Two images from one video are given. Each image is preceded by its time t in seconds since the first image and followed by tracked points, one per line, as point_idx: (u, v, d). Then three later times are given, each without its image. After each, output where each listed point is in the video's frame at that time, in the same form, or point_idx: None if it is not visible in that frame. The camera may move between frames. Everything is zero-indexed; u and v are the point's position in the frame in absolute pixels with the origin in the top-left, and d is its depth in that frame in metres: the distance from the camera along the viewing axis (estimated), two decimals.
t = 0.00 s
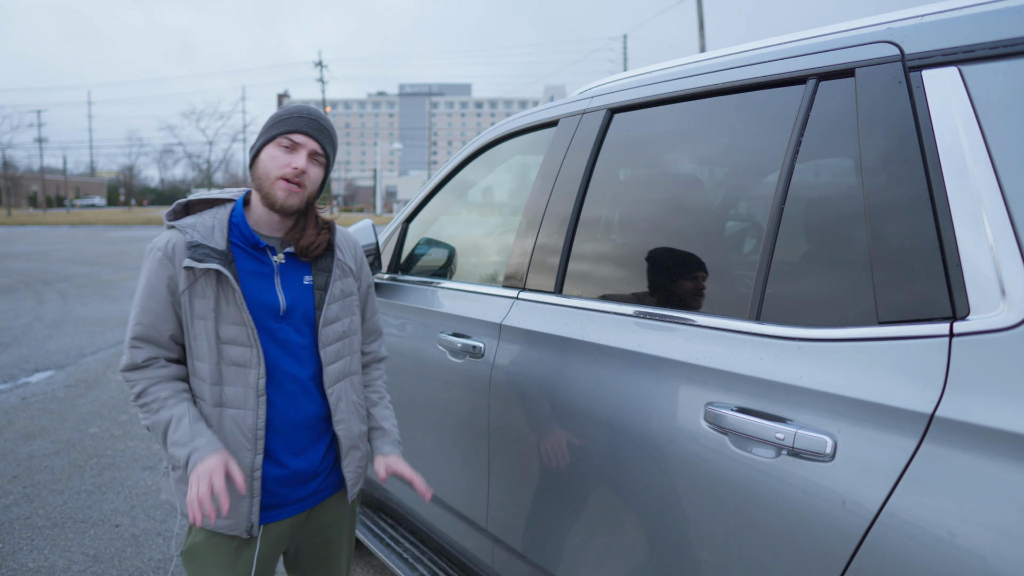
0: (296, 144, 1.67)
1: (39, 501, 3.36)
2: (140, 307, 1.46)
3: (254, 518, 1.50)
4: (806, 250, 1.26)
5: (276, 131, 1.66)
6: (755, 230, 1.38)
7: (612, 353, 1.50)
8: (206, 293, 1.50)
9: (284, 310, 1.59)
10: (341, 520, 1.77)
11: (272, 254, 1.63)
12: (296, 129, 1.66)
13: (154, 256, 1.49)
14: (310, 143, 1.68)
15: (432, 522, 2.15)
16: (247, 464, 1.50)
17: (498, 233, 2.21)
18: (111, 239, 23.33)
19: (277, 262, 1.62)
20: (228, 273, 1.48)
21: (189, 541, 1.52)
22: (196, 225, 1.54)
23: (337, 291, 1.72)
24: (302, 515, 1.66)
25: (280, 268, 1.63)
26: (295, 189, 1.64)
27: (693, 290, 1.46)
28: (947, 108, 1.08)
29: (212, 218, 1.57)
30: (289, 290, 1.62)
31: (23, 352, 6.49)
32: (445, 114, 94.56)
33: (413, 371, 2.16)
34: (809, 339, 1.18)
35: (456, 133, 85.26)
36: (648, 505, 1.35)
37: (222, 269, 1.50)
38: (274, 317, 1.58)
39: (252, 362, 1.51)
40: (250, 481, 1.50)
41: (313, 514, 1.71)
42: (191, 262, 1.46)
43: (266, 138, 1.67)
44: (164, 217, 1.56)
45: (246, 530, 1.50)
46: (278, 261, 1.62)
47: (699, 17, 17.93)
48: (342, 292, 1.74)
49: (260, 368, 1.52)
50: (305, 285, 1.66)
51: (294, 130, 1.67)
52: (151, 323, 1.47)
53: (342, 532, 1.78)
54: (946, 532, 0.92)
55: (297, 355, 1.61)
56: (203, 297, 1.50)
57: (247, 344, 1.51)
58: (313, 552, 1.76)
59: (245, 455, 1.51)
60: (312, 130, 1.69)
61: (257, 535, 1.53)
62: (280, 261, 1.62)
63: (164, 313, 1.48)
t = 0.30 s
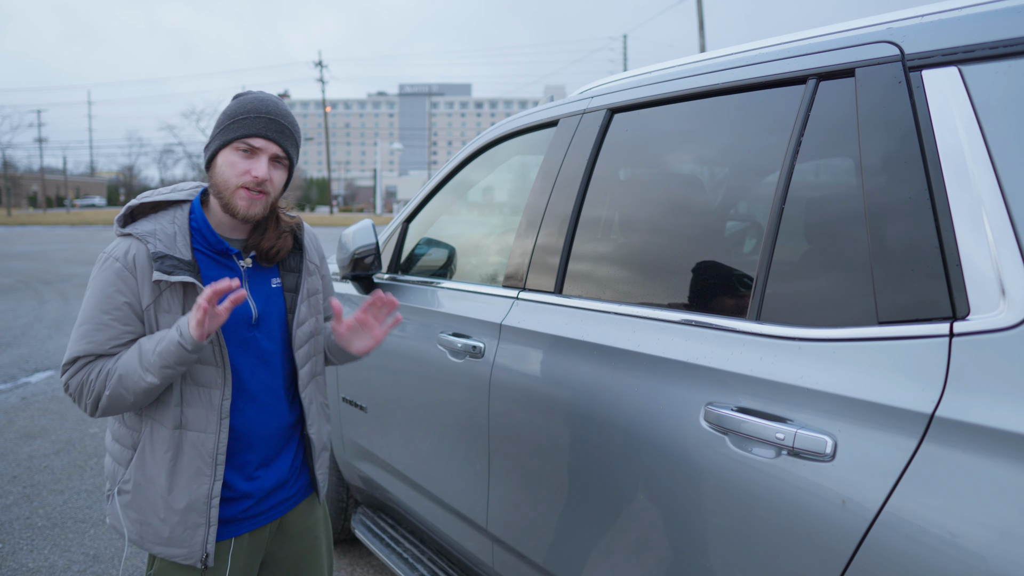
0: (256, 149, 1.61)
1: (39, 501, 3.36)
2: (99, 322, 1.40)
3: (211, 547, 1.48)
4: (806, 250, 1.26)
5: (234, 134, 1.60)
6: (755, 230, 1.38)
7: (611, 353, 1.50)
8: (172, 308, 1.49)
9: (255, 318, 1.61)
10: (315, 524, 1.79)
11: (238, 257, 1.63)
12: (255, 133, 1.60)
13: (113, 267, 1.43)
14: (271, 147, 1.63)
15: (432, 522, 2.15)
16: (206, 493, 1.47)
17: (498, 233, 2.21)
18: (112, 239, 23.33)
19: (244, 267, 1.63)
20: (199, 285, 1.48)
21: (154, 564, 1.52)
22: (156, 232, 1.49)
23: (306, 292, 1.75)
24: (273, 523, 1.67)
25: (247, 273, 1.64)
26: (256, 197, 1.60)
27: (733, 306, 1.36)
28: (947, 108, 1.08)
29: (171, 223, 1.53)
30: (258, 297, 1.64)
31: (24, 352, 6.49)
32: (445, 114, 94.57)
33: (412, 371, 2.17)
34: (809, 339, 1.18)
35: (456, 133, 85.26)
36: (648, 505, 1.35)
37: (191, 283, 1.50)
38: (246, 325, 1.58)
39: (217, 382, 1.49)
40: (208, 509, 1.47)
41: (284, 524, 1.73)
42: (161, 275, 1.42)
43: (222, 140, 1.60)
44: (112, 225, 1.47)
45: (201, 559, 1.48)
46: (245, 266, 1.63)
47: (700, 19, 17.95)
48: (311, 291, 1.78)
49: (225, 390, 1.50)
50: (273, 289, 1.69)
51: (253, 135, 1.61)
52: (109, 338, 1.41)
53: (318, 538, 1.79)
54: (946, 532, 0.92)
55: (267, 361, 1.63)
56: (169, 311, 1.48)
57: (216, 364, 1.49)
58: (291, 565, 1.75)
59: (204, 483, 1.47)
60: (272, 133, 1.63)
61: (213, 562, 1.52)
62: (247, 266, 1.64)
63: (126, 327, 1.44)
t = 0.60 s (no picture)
0: (238, 144, 1.61)
1: (39, 501, 3.36)
2: (86, 331, 1.41)
3: (207, 559, 1.48)
4: (806, 251, 1.26)
5: (215, 130, 1.59)
6: (755, 230, 1.38)
7: (611, 353, 1.50)
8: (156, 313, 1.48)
9: (241, 320, 1.61)
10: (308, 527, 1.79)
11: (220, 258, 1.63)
12: (237, 128, 1.60)
13: (95, 272, 1.43)
14: (254, 142, 1.63)
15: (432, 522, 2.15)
16: (201, 503, 1.47)
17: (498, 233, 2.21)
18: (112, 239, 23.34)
19: (227, 268, 1.63)
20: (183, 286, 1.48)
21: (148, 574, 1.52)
22: (134, 234, 1.49)
23: (286, 293, 1.76)
24: (265, 530, 1.67)
25: (230, 274, 1.64)
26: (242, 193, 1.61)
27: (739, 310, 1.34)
28: (947, 108, 1.08)
29: (149, 225, 1.53)
30: (241, 298, 1.64)
31: (24, 352, 6.48)
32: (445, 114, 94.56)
33: (412, 371, 2.17)
34: (809, 339, 1.18)
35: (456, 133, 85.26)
36: (648, 505, 1.35)
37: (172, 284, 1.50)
38: (232, 327, 1.58)
39: (208, 385, 1.50)
40: (204, 519, 1.47)
41: (278, 531, 1.73)
42: (141, 277, 1.42)
43: (203, 137, 1.59)
44: (88, 228, 1.46)
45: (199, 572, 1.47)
46: (228, 267, 1.63)
47: (700, 19, 17.95)
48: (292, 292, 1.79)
49: (216, 392, 1.51)
50: (256, 289, 1.70)
51: (236, 130, 1.60)
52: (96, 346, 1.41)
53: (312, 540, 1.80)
54: (946, 532, 0.92)
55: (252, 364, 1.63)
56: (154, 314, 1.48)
57: (206, 366, 1.51)
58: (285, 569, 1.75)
59: (197, 492, 1.47)
60: (254, 127, 1.63)
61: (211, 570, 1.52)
62: (230, 267, 1.63)
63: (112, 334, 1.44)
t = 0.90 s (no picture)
0: (244, 141, 1.62)
1: (39, 501, 3.35)
2: (97, 327, 1.40)
3: (224, 550, 1.48)
4: (806, 251, 1.26)
5: (220, 128, 1.59)
6: (755, 230, 1.38)
7: (611, 353, 1.50)
8: (166, 307, 1.49)
9: (249, 316, 1.61)
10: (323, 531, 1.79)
11: (229, 255, 1.64)
12: (242, 124, 1.61)
13: (106, 268, 1.43)
14: (258, 138, 1.64)
15: (432, 522, 2.15)
16: (216, 493, 1.48)
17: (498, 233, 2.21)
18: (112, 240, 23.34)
19: (234, 265, 1.63)
20: (191, 281, 1.48)
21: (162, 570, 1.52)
22: (144, 233, 1.50)
23: (294, 291, 1.74)
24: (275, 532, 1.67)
25: (238, 271, 1.64)
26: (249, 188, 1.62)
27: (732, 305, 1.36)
28: (947, 108, 1.08)
29: (159, 224, 1.55)
30: (250, 295, 1.64)
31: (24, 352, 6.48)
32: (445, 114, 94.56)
33: (412, 371, 2.17)
34: (809, 339, 1.18)
35: (456, 133, 85.25)
36: (649, 505, 1.35)
37: (182, 279, 1.49)
38: (240, 323, 1.58)
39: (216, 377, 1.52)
40: (220, 510, 1.48)
41: (288, 533, 1.72)
42: (151, 271, 1.43)
43: (209, 136, 1.59)
44: (101, 228, 1.49)
45: (216, 564, 1.48)
46: (235, 264, 1.63)
47: (700, 19, 17.95)
48: (300, 291, 1.77)
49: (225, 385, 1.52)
50: (263, 287, 1.68)
51: (240, 128, 1.61)
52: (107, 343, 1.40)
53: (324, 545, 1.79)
54: (946, 532, 0.92)
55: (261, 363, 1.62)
56: (163, 310, 1.48)
57: (213, 359, 1.53)
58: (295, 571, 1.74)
59: (212, 484, 1.48)
60: (258, 124, 1.64)
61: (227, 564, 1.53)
62: (237, 264, 1.64)
63: (123, 329, 1.42)
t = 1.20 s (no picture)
0: (268, 137, 1.62)
1: (39, 501, 3.35)
2: (121, 321, 1.40)
3: (242, 541, 1.48)
4: (806, 251, 1.27)
5: (245, 125, 1.60)
6: (754, 230, 1.38)
7: (612, 353, 1.50)
8: (189, 303, 1.49)
9: (271, 313, 1.60)
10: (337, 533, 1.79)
11: (253, 255, 1.63)
12: (266, 120, 1.61)
13: (133, 263, 1.44)
14: (282, 134, 1.64)
15: (432, 522, 2.15)
16: (235, 484, 1.48)
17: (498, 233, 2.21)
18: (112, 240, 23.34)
19: (258, 263, 1.63)
20: (214, 278, 1.48)
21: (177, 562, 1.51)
22: (170, 231, 1.51)
23: (317, 290, 1.73)
24: (290, 532, 1.66)
25: (262, 270, 1.64)
26: (275, 183, 1.62)
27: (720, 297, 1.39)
28: (947, 108, 1.08)
29: (185, 223, 1.55)
30: (273, 292, 1.63)
31: (24, 352, 6.48)
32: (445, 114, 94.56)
33: (412, 371, 2.17)
34: (808, 339, 1.18)
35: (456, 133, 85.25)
36: (650, 505, 1.35)
37: (204, 275, 1.49)
38: (262, 320, 1.58)
39: (235, 373, 1.51)
40: (238, 502, 1.48)
41: (303, 533, 1.71)
42: (175, 268, 1.43)
43: (233, 132, 1.60)
44: (131, 225, 1.51)
45: (233, 555, 1.48)
46: (259, 262, 1.63)
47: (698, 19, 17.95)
48: (324, 291, 1.77)
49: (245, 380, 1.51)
50: (287, 285, 1.67)
51: (264, 124, 1.61)
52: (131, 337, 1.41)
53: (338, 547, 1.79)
54: (946, 532, 0.92)
55: (283, 360, 1.62)
56: (186, 306, 1.49)
57: (233, 355, 1.52)
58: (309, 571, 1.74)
59: (231, 476, 1.48)
60: (281, 120, 1.64)
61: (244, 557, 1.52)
62: (262, 262, 1.63)
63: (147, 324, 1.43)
